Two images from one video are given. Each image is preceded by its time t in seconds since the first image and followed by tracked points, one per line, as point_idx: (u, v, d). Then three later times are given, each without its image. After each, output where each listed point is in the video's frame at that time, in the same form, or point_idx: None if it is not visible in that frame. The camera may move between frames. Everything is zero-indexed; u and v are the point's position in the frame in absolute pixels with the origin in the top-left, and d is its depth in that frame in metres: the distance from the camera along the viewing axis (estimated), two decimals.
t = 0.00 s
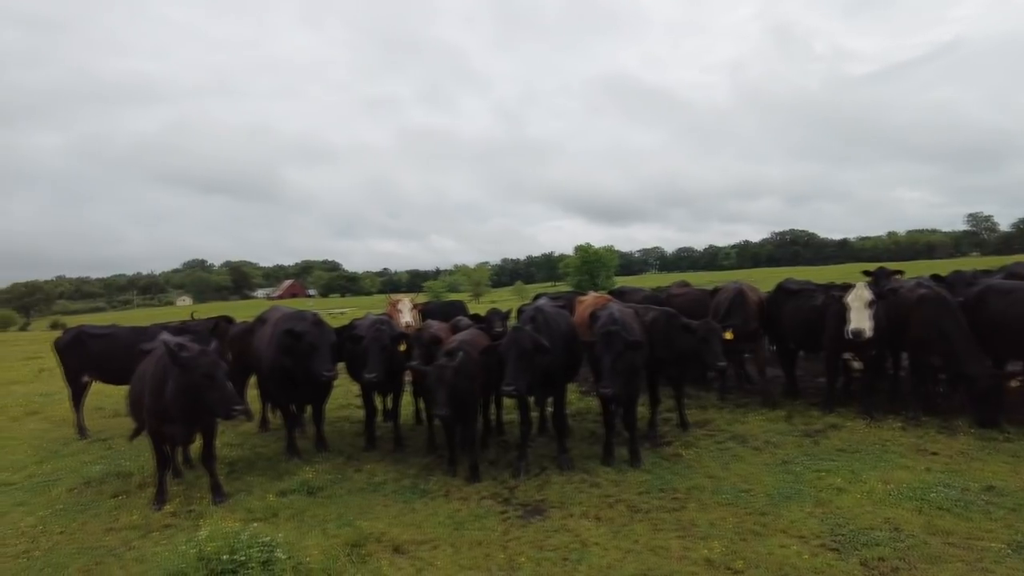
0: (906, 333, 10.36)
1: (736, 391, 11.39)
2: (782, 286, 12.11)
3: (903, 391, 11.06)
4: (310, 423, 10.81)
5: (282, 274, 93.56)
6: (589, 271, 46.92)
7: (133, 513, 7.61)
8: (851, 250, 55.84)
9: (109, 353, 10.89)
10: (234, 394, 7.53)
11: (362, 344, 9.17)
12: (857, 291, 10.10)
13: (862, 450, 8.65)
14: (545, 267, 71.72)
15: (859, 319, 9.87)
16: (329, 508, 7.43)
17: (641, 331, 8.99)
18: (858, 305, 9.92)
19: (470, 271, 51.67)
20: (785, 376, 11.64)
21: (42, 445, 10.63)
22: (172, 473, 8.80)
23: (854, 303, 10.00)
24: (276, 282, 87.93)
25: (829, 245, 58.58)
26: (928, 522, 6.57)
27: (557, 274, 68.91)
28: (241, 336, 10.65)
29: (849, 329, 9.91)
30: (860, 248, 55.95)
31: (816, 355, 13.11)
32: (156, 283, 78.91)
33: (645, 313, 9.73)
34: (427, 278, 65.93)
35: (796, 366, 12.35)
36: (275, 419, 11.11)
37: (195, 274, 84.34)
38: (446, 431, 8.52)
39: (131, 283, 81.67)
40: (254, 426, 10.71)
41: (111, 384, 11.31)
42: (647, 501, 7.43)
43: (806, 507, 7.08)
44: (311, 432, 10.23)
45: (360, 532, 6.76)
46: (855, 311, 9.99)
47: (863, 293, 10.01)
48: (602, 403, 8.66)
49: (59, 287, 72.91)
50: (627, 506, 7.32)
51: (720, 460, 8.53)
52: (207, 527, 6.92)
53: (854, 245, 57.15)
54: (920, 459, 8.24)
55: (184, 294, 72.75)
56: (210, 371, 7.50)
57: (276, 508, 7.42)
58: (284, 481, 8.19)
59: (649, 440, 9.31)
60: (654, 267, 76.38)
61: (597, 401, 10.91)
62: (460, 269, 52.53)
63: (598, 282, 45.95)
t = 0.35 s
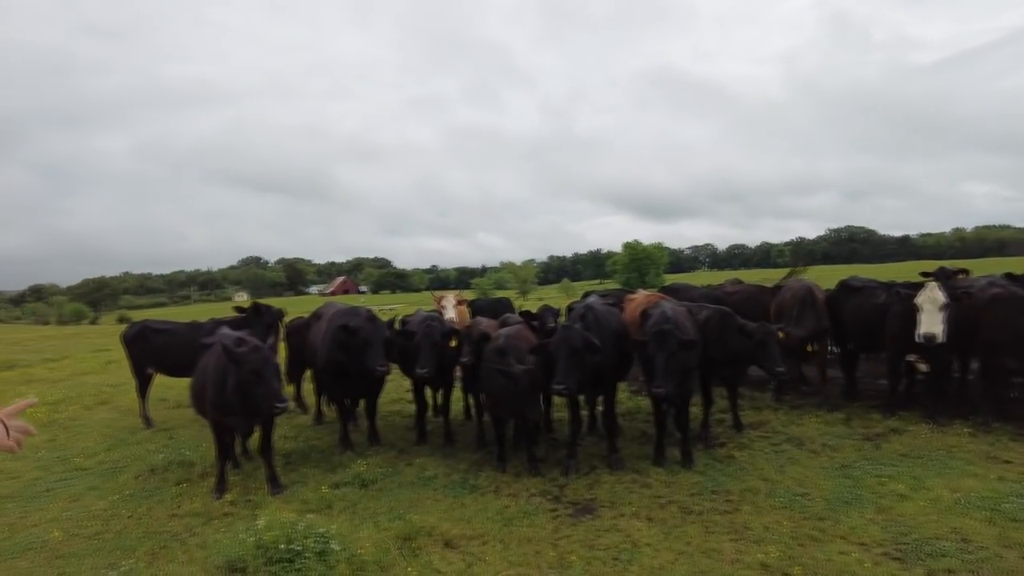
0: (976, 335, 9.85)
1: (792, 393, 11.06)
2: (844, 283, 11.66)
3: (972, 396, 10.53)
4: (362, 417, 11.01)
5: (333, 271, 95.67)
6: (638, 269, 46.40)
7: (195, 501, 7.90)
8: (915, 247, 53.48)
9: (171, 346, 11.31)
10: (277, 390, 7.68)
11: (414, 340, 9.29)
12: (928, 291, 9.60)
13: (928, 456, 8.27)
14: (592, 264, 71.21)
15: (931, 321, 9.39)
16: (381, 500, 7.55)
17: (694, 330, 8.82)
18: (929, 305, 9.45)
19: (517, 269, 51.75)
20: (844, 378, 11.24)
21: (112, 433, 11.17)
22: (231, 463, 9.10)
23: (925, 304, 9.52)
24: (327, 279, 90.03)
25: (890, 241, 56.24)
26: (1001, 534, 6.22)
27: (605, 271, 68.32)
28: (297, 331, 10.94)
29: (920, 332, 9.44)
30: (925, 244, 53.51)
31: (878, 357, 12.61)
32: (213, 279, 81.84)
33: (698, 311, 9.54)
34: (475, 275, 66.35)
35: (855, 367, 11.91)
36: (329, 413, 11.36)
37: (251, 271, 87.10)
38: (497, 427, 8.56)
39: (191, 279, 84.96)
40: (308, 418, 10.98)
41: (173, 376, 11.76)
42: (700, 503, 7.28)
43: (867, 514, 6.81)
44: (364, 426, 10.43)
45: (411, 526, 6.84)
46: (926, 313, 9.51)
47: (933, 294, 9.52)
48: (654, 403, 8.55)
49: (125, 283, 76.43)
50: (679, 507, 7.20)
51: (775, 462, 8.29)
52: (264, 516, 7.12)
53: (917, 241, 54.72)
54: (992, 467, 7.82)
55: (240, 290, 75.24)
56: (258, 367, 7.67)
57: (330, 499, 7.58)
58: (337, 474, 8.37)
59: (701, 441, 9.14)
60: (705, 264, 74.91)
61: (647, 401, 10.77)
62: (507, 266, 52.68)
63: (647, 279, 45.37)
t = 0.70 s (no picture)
0: None
1: (850, 395, 10.71)
2: (909, 281, 11.18)
3: None
4: (411, 412, 11.15)
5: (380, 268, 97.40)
6: (686, 266, 45.70)
7: (251, 491, 8.13)
8: (981, 244, 51.00)
9: (228, 341, 11.66)
10: (311, 387, 7.72)
11: (462, 336, 9.35)
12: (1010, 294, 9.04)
13: (997, 463, 7.87)
14: (638, 262, 70.43)
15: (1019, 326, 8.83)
16: (431, 495, 7.62)
17: (747, 330, 8.62)
18: (1014, 308, 8.89)
19: (562, 266, 51.62)
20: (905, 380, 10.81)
21: (173, 423, 11.60)
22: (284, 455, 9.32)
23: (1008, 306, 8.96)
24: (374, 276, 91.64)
25: (954, 238, 53.79)
26: None
27: (651, 269, 67.51)
28: (348, 326, 11.14)
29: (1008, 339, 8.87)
30: (992, 241, 50.97)
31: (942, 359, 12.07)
32: (267, 276, 84.29)
33: (751, 310, 9.33)
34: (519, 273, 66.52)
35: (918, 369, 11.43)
36: (378, 407, 11.54)
37: (300, 268, 89.27)
38: (545, 425, 8.54)
39: (244, 276, 87.64)
40: (358, 412, 11.18)
41: (229, 369, 12.14)
42: (753, 506, 7.10)
43: (932, 522, 6.52)
44: (412, 420, 10.55)
45: (460, 521, 6.87)
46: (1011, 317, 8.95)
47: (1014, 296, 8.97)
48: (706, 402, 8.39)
49: (183, 279, 79.52)
50: (731, 510, 7.04)
51: (831, 466, 8.03)
52: (317, 508, 7.26)
53: (984, 238, 52.17)
54: None
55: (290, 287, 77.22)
56: (297, 361, 7.81)
57: (380, 492, 7.69)
58: (387, 467, 8.48)
59: (754, 443, 8.93)
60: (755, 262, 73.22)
61: (697, 401, 10.58)
62: (552, 264, 52.59)
63: (696, 277, 44.58)
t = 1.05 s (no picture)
0: None
1: (905, 397, 10.34)
2: (968, 280, 10.73)
3: None
4: (453, 407, 11.23)
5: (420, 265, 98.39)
6: (730, 263, 44.87)
7: (298, 482, 8.30)
8: None
9: (275, 335, 11.95)
10: (329, 384, 7.81)
11: (505, 332, 9.37)
12: None
13: None
14: (681, 259, 69.40)
15: None
16: (473, 489, 7.66)
17: (797, 329, 8.43)
18: None
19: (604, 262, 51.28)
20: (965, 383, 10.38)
21: (224, 414, 11.95)
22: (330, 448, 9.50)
23: None
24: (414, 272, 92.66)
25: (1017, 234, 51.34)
26: None
27: (694, 266, 66.45)
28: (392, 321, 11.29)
29: None
30: None
31: (1006, 361, 11.53)
32: (311, 272, 86.13)
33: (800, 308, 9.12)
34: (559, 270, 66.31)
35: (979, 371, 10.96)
36: (421, 402, 11.67)
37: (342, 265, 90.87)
38: (587, 421, 8.50)
39: (288, 273, 89.69)
40: (401, 406, 11.31)
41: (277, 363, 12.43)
42: (802, 508, 6.92)
43: (994, 531, 6.24)
44: (455, 415, 10.63)
45: (502, 516, 6.88)
46: None
47: None
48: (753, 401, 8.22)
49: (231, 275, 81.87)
50: (779, 511, 6.88)
51: (885, 469, 7.77)
52: (362, 500, 7.37)
53: None
54: None
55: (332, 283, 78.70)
56: (322, 356, 7.98)
57: (424, 486, 7.76)
58: (430, 461, 8.56)
59: (802, 444, 8.72)
60: (802, 260, 71.38)
61: (743, 401, 10.38)
62: (593, 261, 52.32)
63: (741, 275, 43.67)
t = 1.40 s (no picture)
0: None
1: (954, 398, 9.99)
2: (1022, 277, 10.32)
3: None
4: (488, 402, 11.29)
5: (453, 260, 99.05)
6: (769, 259, 44.04)
7: (335, 474, 8.45)
8: None
9: (315, 329, 12.20)
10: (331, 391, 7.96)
11: (539, 328, 9.38)
12: None
13: None
14: (718, 254, 68.35)
15: None
16: (508, 484, 7.69)
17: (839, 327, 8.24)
18: None
19: (638, 258, 50.84)
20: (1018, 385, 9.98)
21: (264, 406, 12.23)
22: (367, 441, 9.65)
23: None
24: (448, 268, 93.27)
25: None
26: None
27: (732, 262, 65.41)
28: (428, 317, 11.42)
29: None
30: None
31: None
32: (346, 267, 87.43)
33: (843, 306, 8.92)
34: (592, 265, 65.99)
35: None
36: (455, 396, 11.75)
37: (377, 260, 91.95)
38: (623, 417, 8.47)
39: (324, 268, 91.17)
40: (436, 400, 11.41)
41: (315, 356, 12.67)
42: (844, 510, 6.76)
43: None
44: (489, 411, 10.68)
45: (537, 512, 6.88)
46: None
47: None
48: (793, 400, 8.07)
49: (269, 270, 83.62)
50: (819, 513, 6.73)
51: (931, 473, 7.54)
52: (398, 493, 7.46)
53: None
54: None
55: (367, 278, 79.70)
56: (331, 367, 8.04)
57: (459, 480, 7.82)
58: (465, 455, 8.61)
59: (844, 446, 8.52)
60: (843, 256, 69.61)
61: (783, 400, 10.20)
62: (627, 257, 51.93)
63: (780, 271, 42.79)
